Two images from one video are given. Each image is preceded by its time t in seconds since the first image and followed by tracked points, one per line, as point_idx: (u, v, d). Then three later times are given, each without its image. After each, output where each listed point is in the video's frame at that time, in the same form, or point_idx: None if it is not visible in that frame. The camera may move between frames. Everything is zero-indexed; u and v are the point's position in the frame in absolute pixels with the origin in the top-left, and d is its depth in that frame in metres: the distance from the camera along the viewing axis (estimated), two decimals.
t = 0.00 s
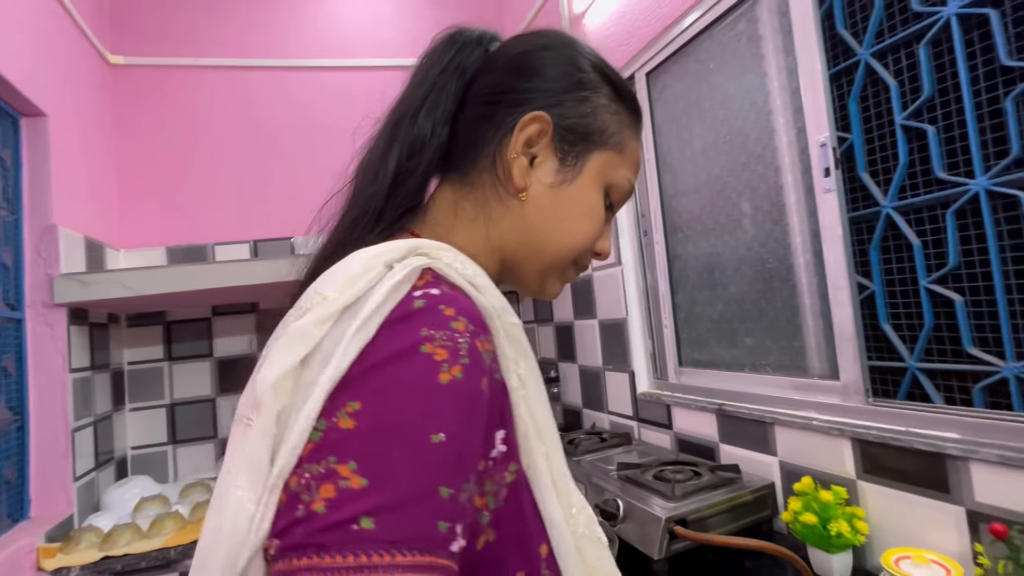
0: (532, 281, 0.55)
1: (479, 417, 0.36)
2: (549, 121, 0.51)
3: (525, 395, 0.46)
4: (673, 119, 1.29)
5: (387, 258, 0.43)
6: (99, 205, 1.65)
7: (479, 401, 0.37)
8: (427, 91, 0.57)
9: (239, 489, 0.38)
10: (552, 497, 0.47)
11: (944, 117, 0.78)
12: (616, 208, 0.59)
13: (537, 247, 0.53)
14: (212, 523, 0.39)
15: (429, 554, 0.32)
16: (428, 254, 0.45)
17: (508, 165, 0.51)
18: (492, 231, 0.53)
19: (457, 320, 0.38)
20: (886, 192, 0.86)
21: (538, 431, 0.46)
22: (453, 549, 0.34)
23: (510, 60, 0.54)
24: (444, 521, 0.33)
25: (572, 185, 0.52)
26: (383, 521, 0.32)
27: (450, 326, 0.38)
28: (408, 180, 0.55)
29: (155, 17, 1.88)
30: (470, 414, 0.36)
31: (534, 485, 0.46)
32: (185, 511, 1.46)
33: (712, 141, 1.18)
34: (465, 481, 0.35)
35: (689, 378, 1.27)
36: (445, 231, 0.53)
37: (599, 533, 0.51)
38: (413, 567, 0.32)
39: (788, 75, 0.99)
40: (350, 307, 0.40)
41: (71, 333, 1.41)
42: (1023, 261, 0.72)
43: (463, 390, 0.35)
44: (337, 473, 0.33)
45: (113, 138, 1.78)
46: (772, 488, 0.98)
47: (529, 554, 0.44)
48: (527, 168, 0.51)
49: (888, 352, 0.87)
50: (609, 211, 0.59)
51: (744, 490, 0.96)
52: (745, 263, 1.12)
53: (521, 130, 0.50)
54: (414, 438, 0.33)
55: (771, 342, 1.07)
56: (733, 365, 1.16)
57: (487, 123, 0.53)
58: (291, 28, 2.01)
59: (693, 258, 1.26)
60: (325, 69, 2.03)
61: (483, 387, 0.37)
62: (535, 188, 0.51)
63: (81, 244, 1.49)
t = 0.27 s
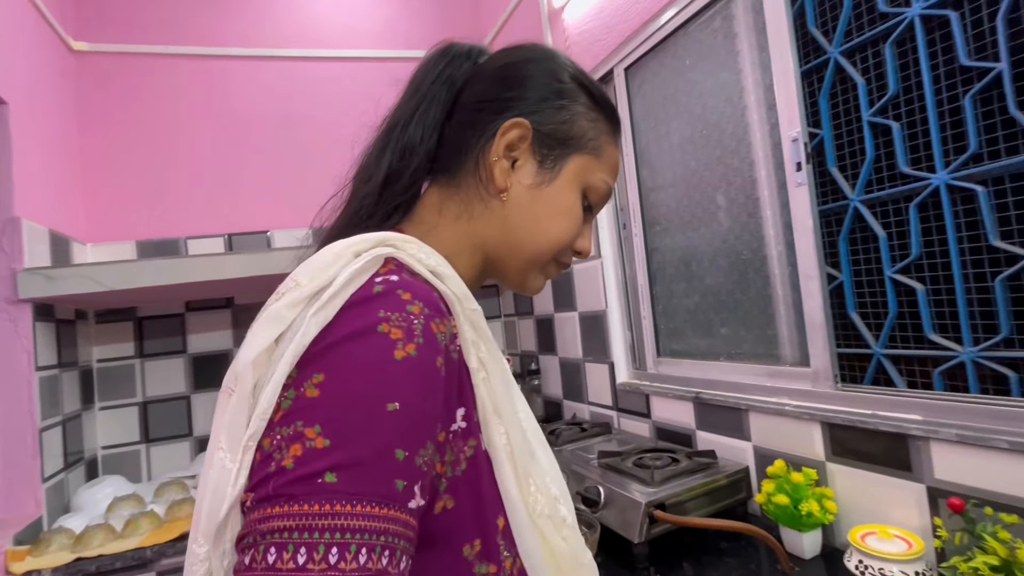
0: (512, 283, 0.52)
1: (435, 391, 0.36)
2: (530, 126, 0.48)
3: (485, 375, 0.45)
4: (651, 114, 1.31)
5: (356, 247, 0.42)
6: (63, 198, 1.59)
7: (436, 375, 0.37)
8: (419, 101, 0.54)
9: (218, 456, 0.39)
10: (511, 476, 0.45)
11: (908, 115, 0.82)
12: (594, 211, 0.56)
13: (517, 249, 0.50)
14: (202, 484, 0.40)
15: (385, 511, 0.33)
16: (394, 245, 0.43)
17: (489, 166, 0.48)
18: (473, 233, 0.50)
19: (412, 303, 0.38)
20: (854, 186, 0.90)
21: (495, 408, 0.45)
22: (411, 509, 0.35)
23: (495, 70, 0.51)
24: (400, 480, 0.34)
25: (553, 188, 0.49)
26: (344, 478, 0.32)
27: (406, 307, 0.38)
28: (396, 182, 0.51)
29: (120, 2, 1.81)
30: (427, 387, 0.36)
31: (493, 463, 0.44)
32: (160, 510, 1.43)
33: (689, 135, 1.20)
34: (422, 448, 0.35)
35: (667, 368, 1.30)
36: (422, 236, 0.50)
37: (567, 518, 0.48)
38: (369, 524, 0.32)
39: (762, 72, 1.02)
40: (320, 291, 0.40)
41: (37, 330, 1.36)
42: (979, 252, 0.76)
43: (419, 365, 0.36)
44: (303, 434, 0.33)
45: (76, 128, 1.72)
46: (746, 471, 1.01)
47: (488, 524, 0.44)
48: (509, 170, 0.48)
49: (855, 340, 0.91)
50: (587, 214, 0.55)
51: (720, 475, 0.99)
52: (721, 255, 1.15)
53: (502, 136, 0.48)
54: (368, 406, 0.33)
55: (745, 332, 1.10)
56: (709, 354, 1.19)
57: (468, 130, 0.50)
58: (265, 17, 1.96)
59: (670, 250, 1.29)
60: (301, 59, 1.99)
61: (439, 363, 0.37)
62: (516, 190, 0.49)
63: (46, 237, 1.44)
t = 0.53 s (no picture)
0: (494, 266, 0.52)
1: (418, 359, 0.36)
2: (513, 113, 0.48)
3: (466, 348, 0.44)
4: (628, 103, 1.32)
5: (338, 224, 0.41)
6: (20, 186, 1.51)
7: (419, 343, 0.37)
8: (404, 90, 0.52)
9: (207, 418, 0.38)
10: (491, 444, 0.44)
11: (874, 106, 0.85)
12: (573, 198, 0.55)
13: (498, 234, 0.50)
14: (190, 451, 0.38)
15: (371, 469, 0.33)
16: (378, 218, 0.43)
17: (472, 151, 0.48)
18: (456, 217, 0.49)
19: (395, 274, 0.38)
20: (823, 174, 0.93)
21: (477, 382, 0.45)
22: (394, 468, 0.35)
23: (478, 60, 0.50)
24: (385, 441, 0.34)
25: (536, 175, 0.49)
26: (334, 435, 0.32)
27: (389, 278, 0.38)
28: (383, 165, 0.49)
29: None
30: (411, 354, 0.36)
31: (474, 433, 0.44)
32: (131, 506, 1.39)
33: (665, 124, 1.22)
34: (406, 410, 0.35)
35: (644, 353, 1.32)
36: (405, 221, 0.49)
37: (542, 488, 0.49)
38: (356, 480, 0.32)
39: (736, 62, 1.04)
40: (306, 265, 0.39)
41: None
42: (938, 238, 0.80)
43: (403, 331, 0.35)
44: (292, 396, 0.33)
45: (32, 111, 1.63)
46: (719, 452, 1.04)
47: (467, 491, 0.43)
48: (492, 155, 0.48)
49: (822, 324, 0.94)
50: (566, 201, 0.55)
51: (694, 456, 1.02)
52: (695, 242, 1.17)
53: (486, 123, 0.47)
54: (354, 368, 0.33)
55: (719, 317, 1.13)
56: (684, 340, 1.22)
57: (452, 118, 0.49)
58: None
59: (647, 238, 1.31)
60: (272, 42, 1.93)
61: (421, 333, 0.37)
62: (497, 177, 0.48)
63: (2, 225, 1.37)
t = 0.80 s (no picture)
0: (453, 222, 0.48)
1: (370, 293, 0.29)
2: (472, 61, 0.44)
3: (417, 289, 0.36)
4: (599, 76, 1.31)
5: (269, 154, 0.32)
6: None
7: (368, 269, 0.29)
8: (361, 41, 0.46)
9: (134, 351, 0.30)
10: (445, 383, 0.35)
11: (838, 77, 0.86)
12: (535, 154, 0.52)
13: (459, 189, 0.46)
14: (124, 386, 0.31)
15: (326, 399, 0.25)
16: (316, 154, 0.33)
17: (431, 101, 0.43)
18: (415, 168, 0.45)
19: (334, 199, 0.30)
20: (788, 146, 0.94)
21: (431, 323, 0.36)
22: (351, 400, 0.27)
23: (436, 4, 0.45)
24: (338, 369, 0.26)
25: (497, 125, 0.45)
26: (282, 361, 0.24)
27: (327, 202, 0.30)
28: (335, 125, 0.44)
29: None
30: (364, 285, 0.29)
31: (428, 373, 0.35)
32: (89, 490, 1.34)
33: (636, 98, 1.21)
34: (362, 339, 0.28)
35: (614, 328, 1.34)
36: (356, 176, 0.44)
37: (507, 441, 0.40)
38: (310, 408, 0.25)
39: (706, 34, 1.03)
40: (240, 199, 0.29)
41: None
42: (895, 208, 0.82)
43: (352, 258, 0.28)
44: (231, 323, 0.25)
45: None
46: (685, 422, 1.06)
47: (425, 442, 0.33)
48: (452, 104, 0.44)
49: (786, 295, 0.96)
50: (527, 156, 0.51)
51: (660, 425, 1.04)
52: (665, 216, 1.18)
53: (443, 69, 0.43)
54: (293, 293, 0.26)
55: (687, 290, 1.14)
56: (653, 314, 1.23)
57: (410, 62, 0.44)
58: None
59: (618, 213, 1.31)
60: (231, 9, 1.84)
61: (370, 266, 0.30)
62: (458, 126, 0.44)
63: None
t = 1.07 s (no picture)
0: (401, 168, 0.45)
1: (292, 224, 0.27)
2: None
3: (354, 227, 0.33)
4: (571, 42, 1.27)
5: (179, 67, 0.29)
6: None
7: (291, 199, 0.27)
8: None
9: (14, 278, 0.27)
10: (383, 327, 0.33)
11: (807, 40, 0.85)
12: (491, 98, 0.48)
13: (409, 130, 0.42)
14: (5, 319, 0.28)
15: (232, 331, 0.23)
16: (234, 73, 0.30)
17: (375, 31, 0.39)
18: (358, 106, 0.41)
19: (254, 120, 0.27)
20: (757, 111, 0.93)
21: (367, 265, 0.34)
22: (265, 337, 0.25)
23: None
24: (250, 302, 0.24)
25: (446, 61, 0.41)
26: (180, 286, 0.22)
27: (245, 121, 0.27)
28: (272, 55, 0.40)
29: None
30: (283, 214, 0.26)
31: (362, 314, 0.33)
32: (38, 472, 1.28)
33: (608, 63, 1.19)
34: (278, 273, 0.25)
35: (585, 299, 1.33)
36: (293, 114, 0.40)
37: (455, 393, 0.38)
38: (213, 339, 0.23)
39: None
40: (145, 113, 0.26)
41: None
42: (860, 171, 0.82)
43: (269, 183, 0.26)
44: (123, 242, 0.23)
45: None
46: (654, 389, 1.07)
47: (359, 389, 0.31)
48: (397, 37, 0.40)
49: (753, 263, 0.97)
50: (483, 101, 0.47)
51: (629, 393, 1.04)
52: (636, 185, 1.16)
53: None
54: (195, 214, 0.23)
55: (657, 259, 1.14)
56: (624, 284, 1.23)
57: None
58: None
59: (589, 183, 1.29)
60: None
61: (293, 194, 0.27)
62: (403, 60, 0.40)
63: None
